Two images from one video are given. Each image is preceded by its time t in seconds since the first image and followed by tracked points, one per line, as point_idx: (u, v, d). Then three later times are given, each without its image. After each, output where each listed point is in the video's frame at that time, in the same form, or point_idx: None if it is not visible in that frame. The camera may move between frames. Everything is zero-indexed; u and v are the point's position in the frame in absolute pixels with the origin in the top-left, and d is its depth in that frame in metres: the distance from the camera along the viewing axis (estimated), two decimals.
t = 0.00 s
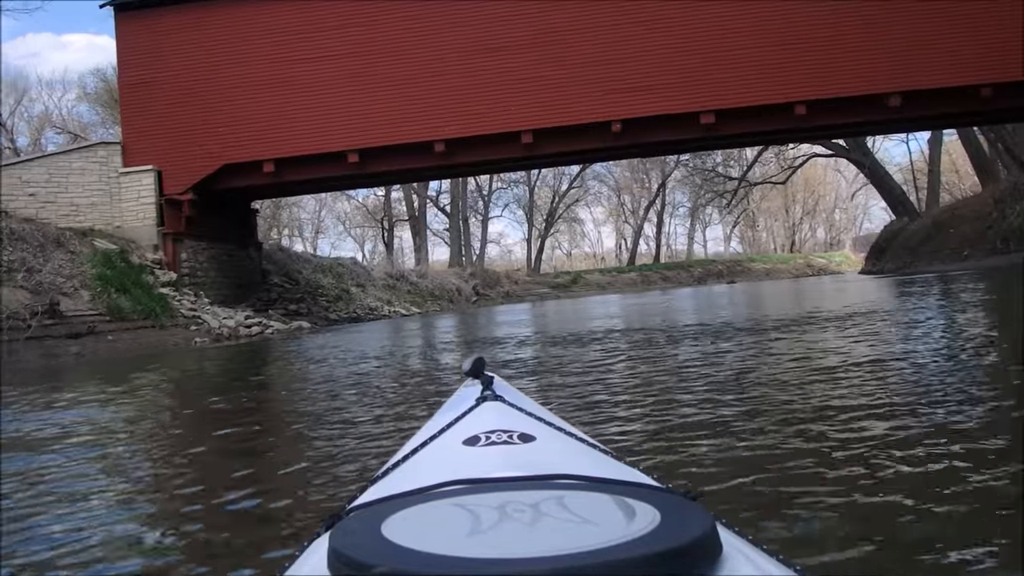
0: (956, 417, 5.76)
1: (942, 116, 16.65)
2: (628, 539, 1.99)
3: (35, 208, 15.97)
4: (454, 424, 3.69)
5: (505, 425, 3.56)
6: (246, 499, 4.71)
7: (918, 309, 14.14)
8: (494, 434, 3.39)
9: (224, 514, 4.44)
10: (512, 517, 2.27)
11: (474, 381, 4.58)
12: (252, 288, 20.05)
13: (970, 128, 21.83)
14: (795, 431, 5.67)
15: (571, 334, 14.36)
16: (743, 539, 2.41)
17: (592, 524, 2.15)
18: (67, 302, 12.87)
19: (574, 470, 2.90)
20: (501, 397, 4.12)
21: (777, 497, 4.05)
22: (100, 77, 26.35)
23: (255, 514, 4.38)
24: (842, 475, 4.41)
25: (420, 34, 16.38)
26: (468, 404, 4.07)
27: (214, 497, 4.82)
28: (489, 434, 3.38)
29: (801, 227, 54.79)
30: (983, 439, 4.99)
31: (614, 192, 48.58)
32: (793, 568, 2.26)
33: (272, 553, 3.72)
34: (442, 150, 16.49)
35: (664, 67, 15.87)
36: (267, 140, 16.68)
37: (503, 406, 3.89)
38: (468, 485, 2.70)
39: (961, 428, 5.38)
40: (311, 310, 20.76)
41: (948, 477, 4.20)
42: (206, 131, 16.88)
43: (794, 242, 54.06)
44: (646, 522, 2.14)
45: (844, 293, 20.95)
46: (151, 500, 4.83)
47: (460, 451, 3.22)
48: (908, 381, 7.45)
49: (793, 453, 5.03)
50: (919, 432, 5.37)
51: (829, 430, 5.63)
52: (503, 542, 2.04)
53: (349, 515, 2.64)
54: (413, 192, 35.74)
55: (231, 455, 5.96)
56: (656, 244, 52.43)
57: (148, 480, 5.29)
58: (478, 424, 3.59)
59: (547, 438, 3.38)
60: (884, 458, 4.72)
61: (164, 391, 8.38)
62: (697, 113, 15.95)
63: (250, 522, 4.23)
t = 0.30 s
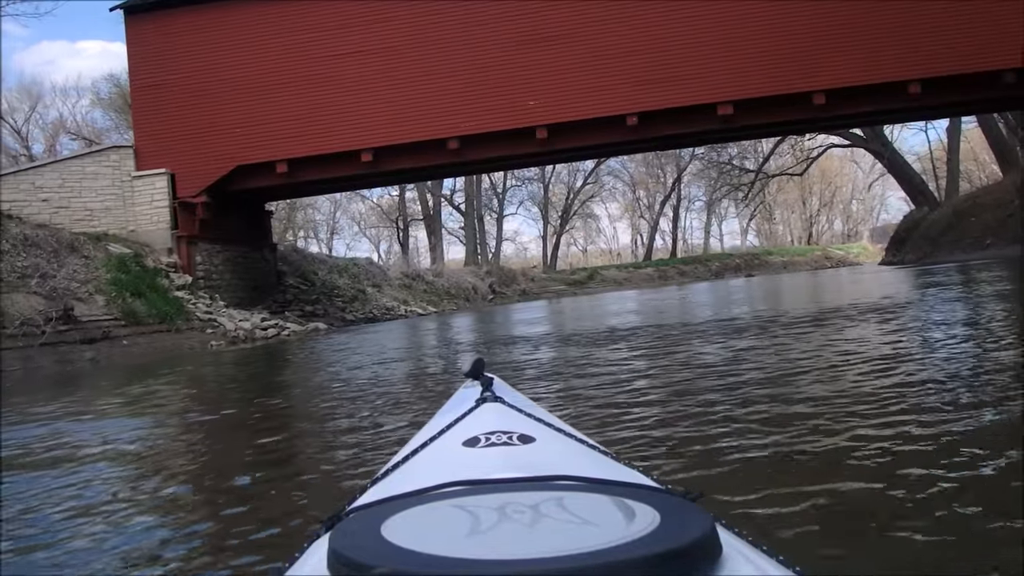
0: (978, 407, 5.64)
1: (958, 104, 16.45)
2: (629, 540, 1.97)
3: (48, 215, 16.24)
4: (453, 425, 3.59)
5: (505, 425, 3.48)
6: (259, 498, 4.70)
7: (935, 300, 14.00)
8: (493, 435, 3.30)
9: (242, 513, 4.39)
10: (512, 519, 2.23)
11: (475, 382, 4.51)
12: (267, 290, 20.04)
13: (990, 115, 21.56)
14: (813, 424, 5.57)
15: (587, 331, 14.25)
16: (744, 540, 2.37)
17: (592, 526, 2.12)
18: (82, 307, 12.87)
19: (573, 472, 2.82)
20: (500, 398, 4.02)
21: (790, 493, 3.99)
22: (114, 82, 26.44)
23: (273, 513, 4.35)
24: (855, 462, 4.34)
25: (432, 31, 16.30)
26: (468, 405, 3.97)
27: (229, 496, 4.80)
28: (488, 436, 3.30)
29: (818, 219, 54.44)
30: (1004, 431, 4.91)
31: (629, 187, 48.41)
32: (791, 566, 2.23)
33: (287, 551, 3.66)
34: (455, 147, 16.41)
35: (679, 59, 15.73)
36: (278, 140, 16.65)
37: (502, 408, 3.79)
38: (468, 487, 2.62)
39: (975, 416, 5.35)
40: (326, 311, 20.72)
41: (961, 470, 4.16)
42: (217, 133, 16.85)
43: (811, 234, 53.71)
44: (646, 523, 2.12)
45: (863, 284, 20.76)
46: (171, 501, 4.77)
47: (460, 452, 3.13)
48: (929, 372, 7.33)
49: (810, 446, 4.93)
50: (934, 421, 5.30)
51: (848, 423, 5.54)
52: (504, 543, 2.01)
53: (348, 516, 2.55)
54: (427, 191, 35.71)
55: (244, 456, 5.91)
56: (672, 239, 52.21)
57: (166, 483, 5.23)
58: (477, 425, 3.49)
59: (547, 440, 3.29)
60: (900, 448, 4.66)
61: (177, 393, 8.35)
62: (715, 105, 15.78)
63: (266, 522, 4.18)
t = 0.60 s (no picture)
0: (994, 411, 5.51)
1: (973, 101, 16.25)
2: (629, 540, 1.87)
3: (58, 210, 16.45)
4: (454, 425, 3.49)
5: (505, 425, 3.39)
6: (260, 496, 4.64)
7: (947, 301, 13.85)
8: (494, 435, 3.21)
9: (245, 512, 4.31)
10: (511, 519, 2.13)
11: (475, 381, 4.41)
12: (277, 287, 20.00)
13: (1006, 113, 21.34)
14: (824, 426, 5.47)
15: (597, 330, 14.13)
16: (744, 541, 2.24)
17: (592, 526, 2.02)
18: (89, 302, 12.87)
19: (573, 472, 2.72)
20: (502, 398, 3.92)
21: (798, 496, 3.89)
22: (126, 79, 26.52)
23: (276, 511, 4.28)
24: (865, 470, 4.25)
25: (443, 25, 16.19)
26: (467, 406, 3.88)
27: (232, 495, 4.72)
28: (489, 435, 3.20)
29: (830, 218, 54.18)
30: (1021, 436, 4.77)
31: (640, 186, 48.29)
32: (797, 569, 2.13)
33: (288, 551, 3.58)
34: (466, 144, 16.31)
35: (692, 55, 15.59)
36: (288, 136, 16.60)
37: (503, 409, 3.69)
38: (468, 487, 2.52)
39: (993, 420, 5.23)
40: (336, 308, 20.66)
41: (974, 474, 4.04)
42: (226, 129, 16.81)
43: (823, 233, 53.48)
44: (646, 523, 2.02)
45: (876, 284, 20.57)
46: (174, 500, 4.69)
47: (460, 453, 3.03)
48: (945, 372, 7.20)
49: (821, 449, 4.82)
50: (951, 425, 5.19)
51: (860, 424, 5.44)
52: (504, 544, 1.91)
53: (348, 517, 2.45)
54: (438, 189, 35.70)
55: (249, 454, 5.85)
56: (683, 238, 52.06)
57: (170, 480, 5.16)
58: (477, 426, 3.39)
59: (549, 441, 3.19)
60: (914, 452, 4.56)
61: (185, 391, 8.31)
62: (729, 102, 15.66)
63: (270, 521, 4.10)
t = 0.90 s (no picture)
0: (995, 438, 5.45)
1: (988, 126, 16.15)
2: (636, 539, 1.87)
3: (60, 185, 16.13)
4: (461, 424, 3.49)
5: (514, 423, 3.38)
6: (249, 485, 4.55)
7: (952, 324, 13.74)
8: (503, 432, 3.23)
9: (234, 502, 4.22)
10: (520, 516, 2.15)
11: (482, 381, 4.38)
12: (278, 276, 19.90)
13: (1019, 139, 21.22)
14: (824, 443, 5.40)
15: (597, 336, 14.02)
16: (751, 539, 2.27)
17: (600, 525, 2.03)
18: (86, 283, 12.70)
19: (582, 469, 2.73)
20: (509, 396, 3.90)
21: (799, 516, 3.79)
22: (137, 59, 26.42)
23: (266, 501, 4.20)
24: (866, 491, 4.19)
25: (460, 21, 16.12)
26: (475, 404, 3.86)
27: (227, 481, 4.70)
28: (497, 433, 3.21)
29: (836, 236, 54.01)
30: None
31: (647, 194, 48.14)
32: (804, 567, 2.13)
33: (276, 544, 3.47)
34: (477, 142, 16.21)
35: (708, 64, 15.50)
36: (299, 125, 16.54)
37: (511, 406, 3.69)
38: (478, 484, 2.53)
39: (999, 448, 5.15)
40: (336, 301, 20.55)
41: (978, 503, 3.99)
42: (238, 115, 16.76)
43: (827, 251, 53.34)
44: (654, 522, 2.03)
45: (880, 305, 20.46)
46: (160, 485, 4.60)
47: (469, 449, 3.04)
48: (947, 396, 7.13)
49: (820, 467, 4.75)
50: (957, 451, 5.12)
51: (859, 443, 5.38)
52: (512, 542, 1.93)
53: (356, 513, 2.45)
54: (445, 187, 35.56)
55: (241, 443, 5.78)
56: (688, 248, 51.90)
57: (159, 465, 5.09)
58: (485, 424, 3.40)
59: (558, 438, 3.18)
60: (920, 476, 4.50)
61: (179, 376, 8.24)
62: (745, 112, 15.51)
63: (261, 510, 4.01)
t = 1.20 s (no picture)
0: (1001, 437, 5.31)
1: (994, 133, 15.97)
2: (649, 538, 1.85)
3: (52, 175, 15.74)
4: (478, 423, 3.35)
5: (533, 421, 3.24)
6: (234, 487, 4.40)
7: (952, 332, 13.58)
8: (521, 431, 3.09)
9: (212, 502, 4.09)
10: (537, 514, 2.11)
11: (501, 379, 4.17)
12: (274, 272, 19.74)
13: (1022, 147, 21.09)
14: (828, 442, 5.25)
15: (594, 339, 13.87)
16: (772, 537, 2.21)
17: (617, 522, 1.99)
18: (75, 275, 12.64)
19: (604, 468, 2.62)
20: (529, 395, 3.76)
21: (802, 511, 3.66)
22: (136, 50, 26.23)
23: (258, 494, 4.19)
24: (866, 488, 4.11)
25: (463, 18, 15.97)
26: (493, 402, 3.70)
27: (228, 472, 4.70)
28: (516, 431, 3.08)
29: (835, 241, 53.84)
30: None
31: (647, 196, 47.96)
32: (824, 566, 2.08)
33: (252, 549, 3.33)
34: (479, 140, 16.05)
35: (712, 65, 15.34)
36: (299, 118, 16.36)
37: (529, 404, 3.54)
38: (495, 483, 2.44)
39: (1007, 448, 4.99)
40: (332, 298, 20.38)
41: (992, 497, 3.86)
42: (237, 107, 16.58)
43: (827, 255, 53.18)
44: (672, 519, 1.99)
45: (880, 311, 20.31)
46: (137, 482, 4.46)
47: (485, 448, 2.92)
48: (951, 400, 6.97)
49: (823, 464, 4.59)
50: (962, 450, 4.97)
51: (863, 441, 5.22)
52: (528, 539, 1.91)
53: (372, 513, 2.40)
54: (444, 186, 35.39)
55: (227, 439, 5.63)
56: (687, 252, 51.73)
57: (141, 461, 4.95)
58: (503, 421, 3.26)
59: (579, 438, 3.04)
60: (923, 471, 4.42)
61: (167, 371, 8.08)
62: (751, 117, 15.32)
63: (243, 509, 3.89)
